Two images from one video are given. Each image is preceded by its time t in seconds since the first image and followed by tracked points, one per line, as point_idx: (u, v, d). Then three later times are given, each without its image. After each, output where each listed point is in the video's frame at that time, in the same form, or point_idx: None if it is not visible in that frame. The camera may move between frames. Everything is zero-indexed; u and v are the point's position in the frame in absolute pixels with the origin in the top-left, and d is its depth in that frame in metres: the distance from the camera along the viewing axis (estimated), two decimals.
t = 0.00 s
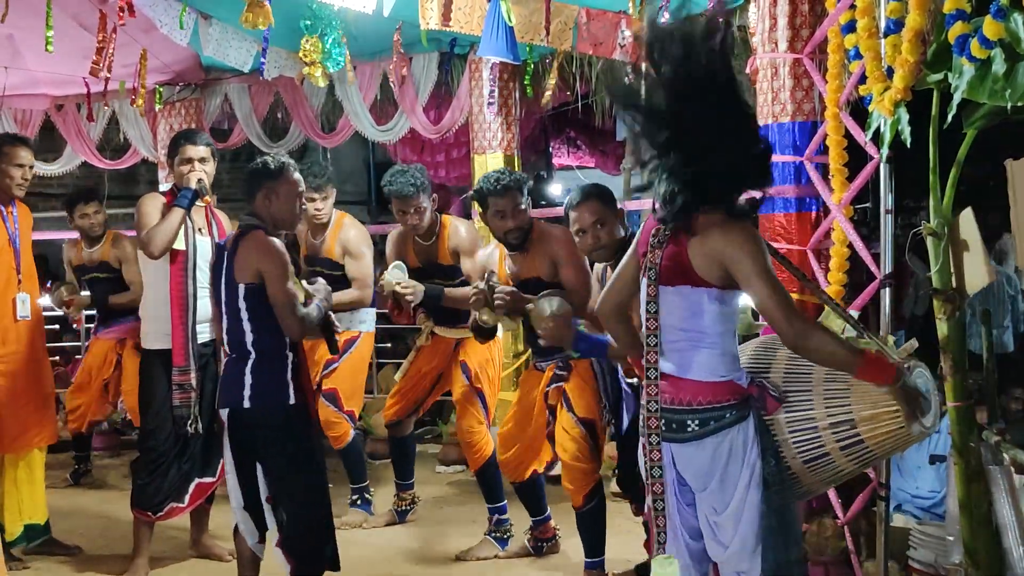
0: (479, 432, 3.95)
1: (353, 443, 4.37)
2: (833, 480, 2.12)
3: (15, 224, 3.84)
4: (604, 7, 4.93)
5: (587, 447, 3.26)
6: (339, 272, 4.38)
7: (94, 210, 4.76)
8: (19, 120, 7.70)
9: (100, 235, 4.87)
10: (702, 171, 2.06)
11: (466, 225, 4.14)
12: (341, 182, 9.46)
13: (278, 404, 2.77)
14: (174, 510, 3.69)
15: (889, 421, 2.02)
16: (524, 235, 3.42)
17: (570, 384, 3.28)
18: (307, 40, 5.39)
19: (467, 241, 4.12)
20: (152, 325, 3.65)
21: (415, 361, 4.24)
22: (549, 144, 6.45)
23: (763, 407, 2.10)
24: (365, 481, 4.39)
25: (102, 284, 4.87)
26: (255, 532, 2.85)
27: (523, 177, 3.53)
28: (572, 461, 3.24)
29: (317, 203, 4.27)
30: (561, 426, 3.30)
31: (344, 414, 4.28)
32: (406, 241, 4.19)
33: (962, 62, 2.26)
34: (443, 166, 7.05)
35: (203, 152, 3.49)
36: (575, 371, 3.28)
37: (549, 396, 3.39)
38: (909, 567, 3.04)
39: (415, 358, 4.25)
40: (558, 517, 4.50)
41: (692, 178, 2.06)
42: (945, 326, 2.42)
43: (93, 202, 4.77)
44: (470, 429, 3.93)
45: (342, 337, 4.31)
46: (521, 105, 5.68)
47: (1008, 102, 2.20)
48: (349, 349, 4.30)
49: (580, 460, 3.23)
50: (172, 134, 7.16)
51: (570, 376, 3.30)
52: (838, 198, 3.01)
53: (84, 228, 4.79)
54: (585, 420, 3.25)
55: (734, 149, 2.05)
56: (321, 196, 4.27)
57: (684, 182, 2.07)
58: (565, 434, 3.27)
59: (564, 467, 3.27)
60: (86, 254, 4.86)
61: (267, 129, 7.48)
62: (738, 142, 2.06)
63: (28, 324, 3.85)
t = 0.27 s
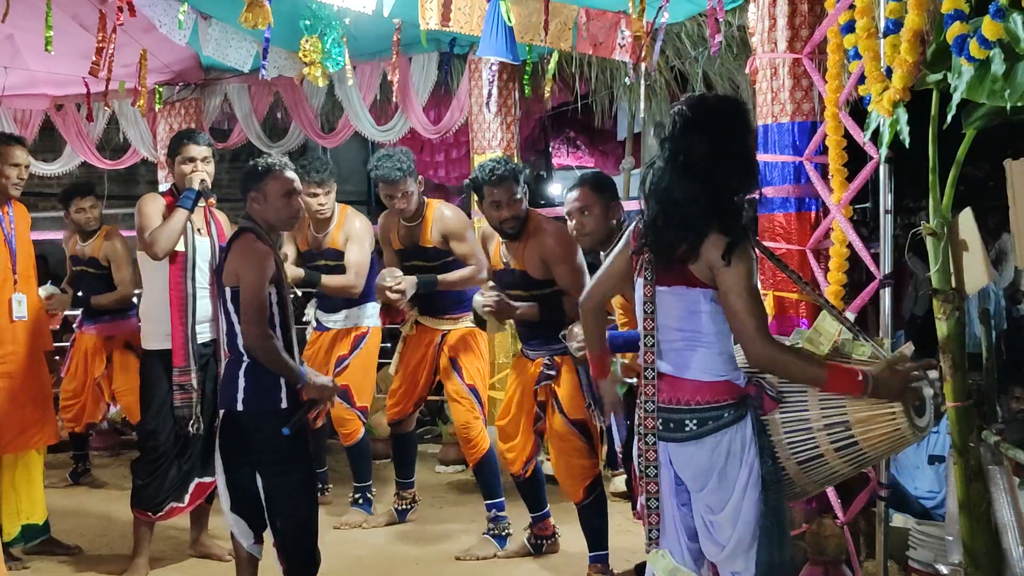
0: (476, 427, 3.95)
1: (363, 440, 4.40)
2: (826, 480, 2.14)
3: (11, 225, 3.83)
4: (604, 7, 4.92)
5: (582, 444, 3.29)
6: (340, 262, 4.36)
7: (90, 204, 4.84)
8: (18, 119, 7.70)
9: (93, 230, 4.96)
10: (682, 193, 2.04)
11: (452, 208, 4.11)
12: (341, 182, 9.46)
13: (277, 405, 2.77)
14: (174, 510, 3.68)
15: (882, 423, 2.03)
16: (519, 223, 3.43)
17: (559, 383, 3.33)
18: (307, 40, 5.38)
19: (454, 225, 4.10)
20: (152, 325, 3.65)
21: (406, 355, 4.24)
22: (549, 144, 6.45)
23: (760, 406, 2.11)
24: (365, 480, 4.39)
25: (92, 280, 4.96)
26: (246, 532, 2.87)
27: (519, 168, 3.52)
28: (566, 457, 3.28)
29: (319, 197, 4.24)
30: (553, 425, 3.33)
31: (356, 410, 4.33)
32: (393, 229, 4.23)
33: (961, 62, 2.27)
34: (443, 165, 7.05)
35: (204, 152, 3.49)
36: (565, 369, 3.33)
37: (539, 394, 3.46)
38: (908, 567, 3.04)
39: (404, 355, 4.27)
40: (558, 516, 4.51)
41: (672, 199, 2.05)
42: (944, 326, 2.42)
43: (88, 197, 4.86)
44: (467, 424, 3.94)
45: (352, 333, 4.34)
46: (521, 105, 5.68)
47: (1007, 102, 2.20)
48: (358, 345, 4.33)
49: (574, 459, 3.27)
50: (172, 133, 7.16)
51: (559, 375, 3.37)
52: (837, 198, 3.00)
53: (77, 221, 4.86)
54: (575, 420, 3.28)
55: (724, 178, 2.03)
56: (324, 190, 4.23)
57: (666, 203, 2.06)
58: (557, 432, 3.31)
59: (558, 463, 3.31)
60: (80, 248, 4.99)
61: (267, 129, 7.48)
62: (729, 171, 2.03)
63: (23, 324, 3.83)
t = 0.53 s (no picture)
0: (472, 428, 3.98)
1: (357, 439, 4.40)
2: (819, 479, 2.14)
3: (11, 225, 3.83)
4: (604, 7, 4.92)
5: (581, 443, 3.28)
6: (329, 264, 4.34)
7: (86, 213, 4.76)
8: (18, 119, 7.69)
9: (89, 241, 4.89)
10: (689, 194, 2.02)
11: (448, 215, 4.09)
12: (341, 182, 9.45)
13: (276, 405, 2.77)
14: (174, 510, 3.68)
15: (878, 421, 2.05)
16: (518, 237, 3.43)
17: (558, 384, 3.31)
18: (307, 40, 5.38)
19: (446, 233, 4.06)
20: (152, 325, 3.66)
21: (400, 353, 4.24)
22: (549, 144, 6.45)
23: (756, 405, 2.11)
24: (364, 480, 4.39)
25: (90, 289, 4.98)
26: (249, 532, 2.87)
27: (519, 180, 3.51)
28: (565, 456, 3.28)
29: (314, 194, 4.27)
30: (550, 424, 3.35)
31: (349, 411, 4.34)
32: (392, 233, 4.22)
33: (961, 62, 2.27)
34: (443, 165, 7.05)
35: (204, 151, 3.49)
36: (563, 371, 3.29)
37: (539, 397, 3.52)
38: (908, 567, 3.03)
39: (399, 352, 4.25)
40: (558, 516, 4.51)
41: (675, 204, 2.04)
42: (944, 326, 2.42)
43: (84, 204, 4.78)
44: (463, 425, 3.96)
45: (342, 332, 4.31)
46: (521, 105, 5.68)
47: (1007, 102, 2.20)
48: (349, 345, 4.31)
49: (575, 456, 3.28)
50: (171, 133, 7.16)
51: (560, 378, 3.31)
52: (837, 198, 3.00)
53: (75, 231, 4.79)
54: (576, 419, 3.28)
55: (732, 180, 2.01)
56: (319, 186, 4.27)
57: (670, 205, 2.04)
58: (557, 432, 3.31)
59: (558, 463, 3.30)
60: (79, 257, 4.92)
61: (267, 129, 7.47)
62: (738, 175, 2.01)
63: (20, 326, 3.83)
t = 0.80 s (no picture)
0: (477, 431, 3.91)
1: (351, 443, 4.36)
2: (812, 476, 2.16)
3: (15, 224, 3.84)
4: (604, 7, 4.92)
5: (592, 442, 3.27)
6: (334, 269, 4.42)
7: (93, 214, 4.89)
8: (18, 119, 7.69)
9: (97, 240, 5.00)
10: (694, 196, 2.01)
11: (458, 220, 4.23)
12: (340, 182, 9.45)
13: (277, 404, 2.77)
14: (174, 511, 3.68)
15: (872, 421, 2.06)
16: (521, 235, 3.41)
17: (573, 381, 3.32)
18: (307, 40, 5.37)
19: (459, 236, 4.20)
20: (152, 325, 3.65)
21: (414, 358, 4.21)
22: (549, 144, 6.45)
23: (752, 407, 2.12)
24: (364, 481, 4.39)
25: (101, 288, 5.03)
26: (249, 532, 2.87)
27: (520, 181, 3.52)
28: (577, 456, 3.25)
29: (311, 200, 4.29)
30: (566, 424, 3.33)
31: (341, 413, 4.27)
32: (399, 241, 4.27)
33: (961, 62, 2.27)
34: (442, 165, 7.05)
35: (203, 151, 3.48)
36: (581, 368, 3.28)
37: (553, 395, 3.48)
38: (908, 567, 3.03)
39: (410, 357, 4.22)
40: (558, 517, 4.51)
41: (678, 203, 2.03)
42: (943, 325, 2.42)
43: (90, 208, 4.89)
44: (468, 428, 3.89)
45: (338, 335, 4.30)
46: (521, 104, 5.68)
47: (1007, 102, 2.19)
48: (343, 348, 4.28)
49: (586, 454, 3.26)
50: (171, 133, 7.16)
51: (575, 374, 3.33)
52: (837, 198, 3.00)
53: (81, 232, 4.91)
54: (591, 417, 3.28)
55: (740, 185, 2.00)
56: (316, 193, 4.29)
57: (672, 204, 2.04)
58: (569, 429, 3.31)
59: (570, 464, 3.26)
60: (87, 259, 5.03)
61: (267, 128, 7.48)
62: (747, 180, 2.00)
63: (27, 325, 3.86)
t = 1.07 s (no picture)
0: (469, 428, 3.97)
1: (361, 441, 4.39)
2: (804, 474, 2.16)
3: (22, 224, 3.88)
4: (604, 7, 4.92)
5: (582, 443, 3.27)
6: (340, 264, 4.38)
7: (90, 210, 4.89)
8: (18, 119, 7.70)
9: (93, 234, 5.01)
10: (689, 197, 2.00)
11: (445, 215, 4.10)
12: (340, 182, 9.45)
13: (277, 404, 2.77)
14: (174, 510, 3.68)
15: (865, 419, 2.07)
16: (519, 220, 3.45)
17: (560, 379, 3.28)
18: (307, 40, 5.37)
19: (445, 233, 4.08)
20: (152, 326, 3.65)
21: (401, 351, 4.22)
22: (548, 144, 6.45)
23: (749, 407, 2.12)
24: (364, 480, 4.39)
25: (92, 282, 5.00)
26: (248, 532, 2.87)
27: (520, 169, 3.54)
28: (569, 457, 3.27)
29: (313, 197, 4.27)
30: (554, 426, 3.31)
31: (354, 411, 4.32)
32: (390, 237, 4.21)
33: (960, 62, 2.27)
34: (442, 165, 7.05)
35: (202, 151, 3.48)
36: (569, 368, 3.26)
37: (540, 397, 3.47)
38: (908, 567, 3.03)
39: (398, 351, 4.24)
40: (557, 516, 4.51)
41: (672, 202, 2.01)
42: (943, 326, 2.42)
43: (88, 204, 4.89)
44: (461, 425, 3.95)
45: (348, 333, 4.33)
46: (521, 104, 5.67)
47: (1007, 102, 2.19)
48: (355, 345, 4.32)
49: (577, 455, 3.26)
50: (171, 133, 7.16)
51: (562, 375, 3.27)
52: (836, 198, 2.99)
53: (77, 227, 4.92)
54: (578, 420, 3.26)
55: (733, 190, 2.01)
56: (318, 189, 4.26)
57: (667, 202, 2.02)
58: (557, 430, 3.29)
59: (562, 464, 3.29)
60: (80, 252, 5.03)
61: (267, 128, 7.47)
62: (739, 183, 2.02)
63: (35, 324, 3.90)
